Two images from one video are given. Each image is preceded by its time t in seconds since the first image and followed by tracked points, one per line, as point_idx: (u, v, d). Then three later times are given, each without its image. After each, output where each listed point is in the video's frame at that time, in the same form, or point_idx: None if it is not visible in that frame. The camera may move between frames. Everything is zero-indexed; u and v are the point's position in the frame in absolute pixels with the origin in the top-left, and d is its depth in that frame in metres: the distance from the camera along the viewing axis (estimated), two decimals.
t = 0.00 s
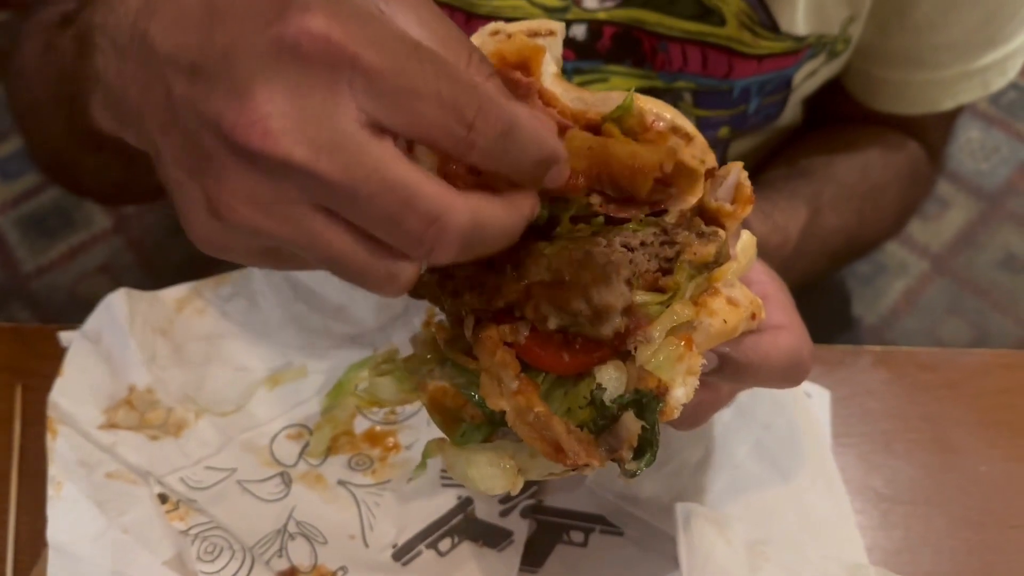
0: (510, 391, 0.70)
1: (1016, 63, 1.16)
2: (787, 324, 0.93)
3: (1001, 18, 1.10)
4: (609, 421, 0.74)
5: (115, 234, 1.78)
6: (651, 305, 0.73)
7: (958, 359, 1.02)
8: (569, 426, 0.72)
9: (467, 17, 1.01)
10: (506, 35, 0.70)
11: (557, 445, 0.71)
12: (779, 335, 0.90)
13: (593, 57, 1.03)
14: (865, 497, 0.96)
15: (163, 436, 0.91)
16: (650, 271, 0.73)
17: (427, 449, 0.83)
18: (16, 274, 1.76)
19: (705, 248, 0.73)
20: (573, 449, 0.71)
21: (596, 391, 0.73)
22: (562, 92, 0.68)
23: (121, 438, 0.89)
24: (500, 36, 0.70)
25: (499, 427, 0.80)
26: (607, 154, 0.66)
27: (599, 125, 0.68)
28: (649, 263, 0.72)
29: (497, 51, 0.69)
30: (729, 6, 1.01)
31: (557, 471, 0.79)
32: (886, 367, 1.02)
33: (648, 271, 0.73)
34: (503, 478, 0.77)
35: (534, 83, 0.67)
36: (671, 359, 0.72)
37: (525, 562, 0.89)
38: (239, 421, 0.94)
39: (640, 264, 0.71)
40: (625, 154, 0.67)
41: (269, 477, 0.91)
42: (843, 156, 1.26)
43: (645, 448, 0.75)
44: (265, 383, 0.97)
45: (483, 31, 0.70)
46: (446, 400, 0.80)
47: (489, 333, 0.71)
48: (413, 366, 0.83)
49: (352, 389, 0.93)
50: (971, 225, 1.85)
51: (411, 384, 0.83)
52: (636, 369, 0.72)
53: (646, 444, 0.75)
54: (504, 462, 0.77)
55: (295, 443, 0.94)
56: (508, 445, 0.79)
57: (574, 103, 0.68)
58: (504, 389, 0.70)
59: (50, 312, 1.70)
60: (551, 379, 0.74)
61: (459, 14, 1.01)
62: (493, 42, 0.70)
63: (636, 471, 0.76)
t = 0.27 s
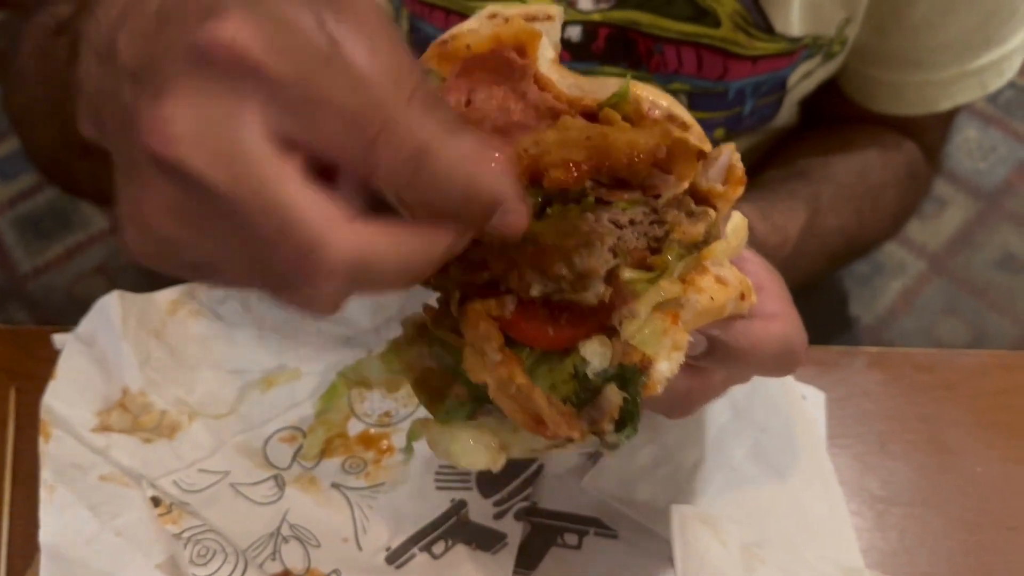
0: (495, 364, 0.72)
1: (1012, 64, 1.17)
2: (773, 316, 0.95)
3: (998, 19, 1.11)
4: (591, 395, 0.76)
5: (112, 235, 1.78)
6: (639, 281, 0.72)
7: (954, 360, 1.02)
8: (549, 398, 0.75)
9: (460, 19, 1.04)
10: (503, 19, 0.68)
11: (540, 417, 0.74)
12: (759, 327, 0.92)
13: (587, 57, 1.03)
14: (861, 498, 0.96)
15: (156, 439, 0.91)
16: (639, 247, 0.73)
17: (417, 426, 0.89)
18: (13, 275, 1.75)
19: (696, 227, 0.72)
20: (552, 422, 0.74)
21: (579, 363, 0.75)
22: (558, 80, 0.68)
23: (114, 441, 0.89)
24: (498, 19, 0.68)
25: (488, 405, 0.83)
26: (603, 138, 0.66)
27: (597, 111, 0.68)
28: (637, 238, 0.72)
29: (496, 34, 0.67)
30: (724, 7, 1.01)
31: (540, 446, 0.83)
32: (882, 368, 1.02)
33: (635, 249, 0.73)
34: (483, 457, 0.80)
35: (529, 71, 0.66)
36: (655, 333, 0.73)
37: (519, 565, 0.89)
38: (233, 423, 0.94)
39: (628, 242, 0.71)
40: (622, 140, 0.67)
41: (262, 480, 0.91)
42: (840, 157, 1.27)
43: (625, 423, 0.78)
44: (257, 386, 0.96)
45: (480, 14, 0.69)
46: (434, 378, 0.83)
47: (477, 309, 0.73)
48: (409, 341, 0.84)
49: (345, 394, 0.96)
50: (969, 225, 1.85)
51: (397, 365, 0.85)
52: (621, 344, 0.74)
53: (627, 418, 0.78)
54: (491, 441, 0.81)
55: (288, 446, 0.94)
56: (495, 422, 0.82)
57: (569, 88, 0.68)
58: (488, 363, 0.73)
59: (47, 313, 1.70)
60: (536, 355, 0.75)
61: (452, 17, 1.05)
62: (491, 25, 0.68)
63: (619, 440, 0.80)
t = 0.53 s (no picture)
0: (466, 292, 0.67)
1: (1008, 62, 1.16)
2: (765, 299, 0.90)
3: (992, 18, 1.11)
4: (550, 338, 0.68)
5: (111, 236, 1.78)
6: (619, 241, 0.66)
7: (952, 361, 1.02)
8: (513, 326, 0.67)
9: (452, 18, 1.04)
10: None
11: (496, 343, 0.67)
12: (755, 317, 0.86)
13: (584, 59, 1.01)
14: (860, 499, 0.96)
15: (155, 441, 0.91)
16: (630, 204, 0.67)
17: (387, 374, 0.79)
18: (12, 276, 1.75)
19: (681, 198, 0.68)
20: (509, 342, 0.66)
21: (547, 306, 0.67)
22: (572, 54, 0.69)
23: (113, 443, 0.89)
24: None
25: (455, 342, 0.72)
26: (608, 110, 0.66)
27: (606, 90, 0.68)
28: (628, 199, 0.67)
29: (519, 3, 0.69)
30: (720, 6, 1.01)
31: (500, 388, 0.74)
32: (880, 369, 1.02)
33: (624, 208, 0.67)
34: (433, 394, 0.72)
35: (547, 44, 0.68)
36: (625, 283, 0.65)
37: (519, 566, 0.89)
38: (232, 426, 0.94)
39: (612, 201, 0.66)
40: (623, 117, 0.66)
41: (261, 483, 0.91)
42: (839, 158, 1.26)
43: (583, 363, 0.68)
44: (256, 388, 0.96)
45: None
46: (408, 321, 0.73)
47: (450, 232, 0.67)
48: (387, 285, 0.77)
49: (345, 395, 0.97)
50: (968, 224, 1.85)
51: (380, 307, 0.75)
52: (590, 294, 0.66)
53: (583, 360, 0.67)
54: (452, 375, 0.72)
55: (287, 449, 0.94)
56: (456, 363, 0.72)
57: (583, 65, 0.68)
58: (458, 292, 0.67)
59: (46, 314, 1.70)
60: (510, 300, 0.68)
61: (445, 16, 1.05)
62: None
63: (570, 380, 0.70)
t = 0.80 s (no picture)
0: (457, 247, 0.65)
1: (1005, 55, 1.17)
2: (760, 282, 0.88)
3: (990, 13, 1.11)
4: (545, 300, 0.64)
5: (110, 234, 1.77)
6: (609, 210, 0.66)
7: (954, 359, 1.02)
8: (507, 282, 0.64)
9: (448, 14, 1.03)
10: None
11: (489, 298, 0.65)
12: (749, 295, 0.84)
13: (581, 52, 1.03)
14: (862, 498, 0.95)
15: (156, 440, 0.91)
16: (626, 172, 0.68)
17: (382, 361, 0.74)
18: (12, 275, 1.74)
19: (674, 167, 0.68)
20: (502, 297, 0.64)
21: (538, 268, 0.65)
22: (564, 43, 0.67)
23: (114, 442, 0.89)
24: None
25: (450, 322, 0.69)
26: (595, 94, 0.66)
27: (596, 78, 0.67)
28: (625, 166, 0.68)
29: None
30: None
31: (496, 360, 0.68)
32: (883, 368, 1.01)
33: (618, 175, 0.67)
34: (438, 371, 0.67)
35: (540, 34, 0.66)
36: (615, 244, 0.64)
37: (520, 565, 0.89)
38: (233, 424, 0.93)
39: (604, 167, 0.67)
40: (614, 102, 0.66)
41: (263, 482, 0.91)
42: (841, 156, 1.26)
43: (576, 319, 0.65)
44: (257, 386, 0.95)
45: None
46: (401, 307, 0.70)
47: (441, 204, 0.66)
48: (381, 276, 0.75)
49: (346, 394, 0.97)
50: (969, 223, 1.84)
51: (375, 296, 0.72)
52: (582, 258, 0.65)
53: (576, 316, 0.64)
54: (444, 349, 0.67)
55: (288, 448, 0.93)
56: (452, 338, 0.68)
57: (576, 57, 0.67)
58: (447, 253, 0.65)
59: (46, 314, 1.70)
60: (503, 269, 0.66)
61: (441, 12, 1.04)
62: None
63: (562, 338, 0.65)
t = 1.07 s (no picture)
0: (457, 244, 0.63)
1: (1005, 59, 1.17)
2: (765, 270, 0.87)
3: (990, 17, 1.11)
4: (551, 286, 0.64)
5: (110, 235, 1.77)
6: (613, 196, 0.63)
7: (955, 359, 1.02)
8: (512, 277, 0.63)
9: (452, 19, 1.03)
10: None
11: (495, 296, 0.63)
12: (757, 286, 0.82)
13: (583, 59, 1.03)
14: (862, 498, 0.95)
15: (155, 440, 0.91)
16: (630, 151, 0.66)
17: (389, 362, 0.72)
18: (11, 276, 1.74)
19: (679, 148, 0.68)
20: (506, 291, 0.63)
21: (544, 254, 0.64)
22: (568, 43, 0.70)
23: (113, 443, 0.89)
24: None
25: (457, 316, 0.68)
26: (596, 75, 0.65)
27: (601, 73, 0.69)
28: (630, 144, 0.66)
29: None
30: (717, 6, 1.01)
31: (506, 349, 0.67)
32: (883, 368, 1.01)
33: (622, 152, 0.65)
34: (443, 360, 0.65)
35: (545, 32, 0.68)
36: (622, 224, 0.64)
37: (520, 566, 0.89)
38: (232, 425, 0.93)
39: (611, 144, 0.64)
40: (617, 91, 0.67)
41: (262, 482, 0.91)
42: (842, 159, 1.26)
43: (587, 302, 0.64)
44: (257, 387, 0.95)
45: None
46: (405, 303, 0.69)
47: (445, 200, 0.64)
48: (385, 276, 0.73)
49: (345, 393, 0.97)
50: (969, 223, 1.84)
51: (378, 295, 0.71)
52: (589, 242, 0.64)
53: (588, 298, 0.63)
54: (453, 339, 0.66)
55: (288, 449, 0.93)
56: (459, 330, 0.67)
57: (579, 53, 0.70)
58: (449, 245, 0.64)
59: (45, 314, 1.70)
60: (508, 260, 0.65)
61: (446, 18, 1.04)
62: None
63: (575, 321, 0.64)
